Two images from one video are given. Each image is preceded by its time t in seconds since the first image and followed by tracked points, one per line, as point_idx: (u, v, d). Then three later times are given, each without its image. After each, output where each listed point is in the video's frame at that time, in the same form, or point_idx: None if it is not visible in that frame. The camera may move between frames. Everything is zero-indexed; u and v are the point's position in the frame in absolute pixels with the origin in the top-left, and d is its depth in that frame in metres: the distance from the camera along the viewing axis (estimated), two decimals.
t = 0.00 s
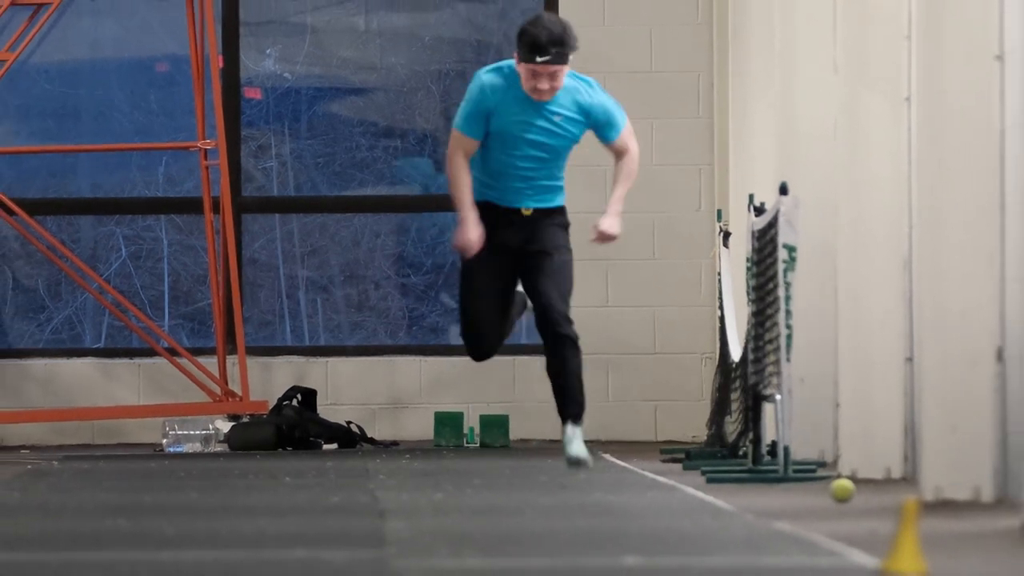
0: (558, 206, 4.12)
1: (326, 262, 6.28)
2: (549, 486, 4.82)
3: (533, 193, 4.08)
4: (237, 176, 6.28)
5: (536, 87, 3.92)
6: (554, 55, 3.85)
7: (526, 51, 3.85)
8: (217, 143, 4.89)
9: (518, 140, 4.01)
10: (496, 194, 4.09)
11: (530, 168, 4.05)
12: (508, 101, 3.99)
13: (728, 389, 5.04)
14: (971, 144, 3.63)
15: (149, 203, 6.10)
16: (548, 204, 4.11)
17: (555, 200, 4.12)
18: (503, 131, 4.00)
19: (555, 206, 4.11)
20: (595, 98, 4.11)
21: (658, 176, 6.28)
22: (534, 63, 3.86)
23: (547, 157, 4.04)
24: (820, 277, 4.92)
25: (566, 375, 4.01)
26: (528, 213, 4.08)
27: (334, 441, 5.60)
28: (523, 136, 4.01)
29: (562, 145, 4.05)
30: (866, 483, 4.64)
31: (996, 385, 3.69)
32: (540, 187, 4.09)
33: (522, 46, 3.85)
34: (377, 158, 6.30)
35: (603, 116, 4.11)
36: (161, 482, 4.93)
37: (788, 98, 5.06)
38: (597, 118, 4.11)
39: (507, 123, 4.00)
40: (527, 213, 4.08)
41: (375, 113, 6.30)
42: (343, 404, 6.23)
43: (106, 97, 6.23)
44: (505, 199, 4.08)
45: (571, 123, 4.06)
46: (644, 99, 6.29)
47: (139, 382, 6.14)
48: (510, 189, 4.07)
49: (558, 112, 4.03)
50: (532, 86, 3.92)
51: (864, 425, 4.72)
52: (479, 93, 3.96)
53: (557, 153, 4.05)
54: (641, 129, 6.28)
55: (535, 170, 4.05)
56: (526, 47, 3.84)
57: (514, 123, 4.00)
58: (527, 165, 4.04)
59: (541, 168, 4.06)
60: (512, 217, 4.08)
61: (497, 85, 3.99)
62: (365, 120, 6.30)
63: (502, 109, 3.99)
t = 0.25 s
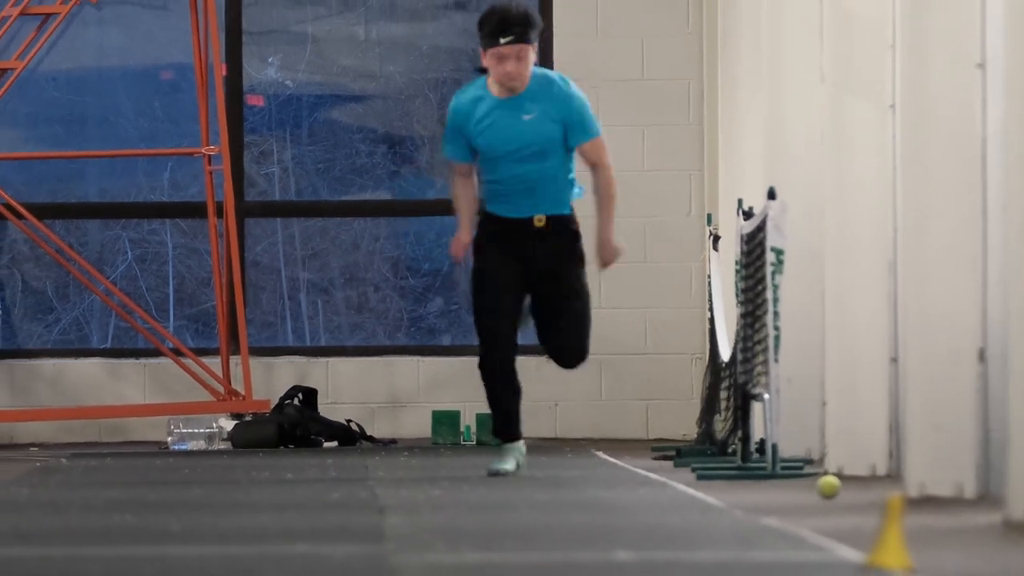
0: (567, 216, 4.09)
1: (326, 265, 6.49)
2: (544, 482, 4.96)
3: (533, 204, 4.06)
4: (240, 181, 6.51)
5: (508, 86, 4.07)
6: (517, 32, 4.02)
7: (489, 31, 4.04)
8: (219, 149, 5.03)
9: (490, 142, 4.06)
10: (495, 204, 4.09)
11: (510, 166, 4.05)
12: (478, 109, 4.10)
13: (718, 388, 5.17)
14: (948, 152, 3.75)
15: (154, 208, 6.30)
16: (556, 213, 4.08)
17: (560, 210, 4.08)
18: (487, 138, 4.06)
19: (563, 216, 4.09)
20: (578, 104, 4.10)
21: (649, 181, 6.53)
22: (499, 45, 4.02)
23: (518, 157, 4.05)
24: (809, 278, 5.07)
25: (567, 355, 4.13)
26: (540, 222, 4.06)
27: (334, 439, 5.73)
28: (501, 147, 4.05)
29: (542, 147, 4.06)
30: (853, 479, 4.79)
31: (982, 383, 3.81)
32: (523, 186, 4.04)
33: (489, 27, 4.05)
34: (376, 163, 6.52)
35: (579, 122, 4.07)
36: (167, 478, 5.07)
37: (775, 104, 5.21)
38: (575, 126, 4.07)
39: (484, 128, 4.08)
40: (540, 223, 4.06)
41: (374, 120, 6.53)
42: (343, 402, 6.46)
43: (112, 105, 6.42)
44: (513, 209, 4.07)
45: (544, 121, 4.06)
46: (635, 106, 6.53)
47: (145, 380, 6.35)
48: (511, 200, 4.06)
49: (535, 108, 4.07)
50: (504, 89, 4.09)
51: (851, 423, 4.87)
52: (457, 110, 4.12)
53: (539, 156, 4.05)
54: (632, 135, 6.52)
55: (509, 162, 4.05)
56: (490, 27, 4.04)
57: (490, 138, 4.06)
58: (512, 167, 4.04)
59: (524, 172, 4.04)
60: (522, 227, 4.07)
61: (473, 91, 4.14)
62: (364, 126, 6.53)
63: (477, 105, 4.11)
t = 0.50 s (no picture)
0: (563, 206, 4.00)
1: (327, 268, 6.66)
2: (538, 479, 5.10)
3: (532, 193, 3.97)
4: (243, 186, 6.68)
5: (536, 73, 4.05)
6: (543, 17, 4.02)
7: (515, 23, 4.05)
8: (224, 156, 5.17)
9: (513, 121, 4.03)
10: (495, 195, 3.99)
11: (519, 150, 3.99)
12: (501, 91, 4.06)
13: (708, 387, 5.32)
14: (932, 155, 3.89)
15: (160, 212, 6.46)
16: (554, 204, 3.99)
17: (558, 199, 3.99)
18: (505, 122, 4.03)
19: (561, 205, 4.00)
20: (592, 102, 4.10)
21: (641, 185, 6.68)
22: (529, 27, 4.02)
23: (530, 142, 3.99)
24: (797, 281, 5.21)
25: (568, 357, 3.99)
26: (544, 215, 3.97)
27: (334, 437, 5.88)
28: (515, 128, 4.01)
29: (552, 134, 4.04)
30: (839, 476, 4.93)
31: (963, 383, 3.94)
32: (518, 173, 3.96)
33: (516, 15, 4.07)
34: (376, 169, 6.69)
35: (592, 123, 4.08)
36: (172, 475, 5.21)
37: (763, 110, 5.36)
38: (590, 125, 4.08)
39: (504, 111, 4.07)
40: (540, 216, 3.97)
41: (374, 127, 6.69)
42: (343, 401, 6.63)
43: (119, 112, 6.59)
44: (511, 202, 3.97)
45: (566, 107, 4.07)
46: (628, 112, 6.70)
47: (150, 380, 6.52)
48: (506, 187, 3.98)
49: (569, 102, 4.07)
50: (531, 75, 4.06)
51: (837, 422, 5.01)
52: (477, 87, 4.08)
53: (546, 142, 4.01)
54: (625, 141, 6.69)
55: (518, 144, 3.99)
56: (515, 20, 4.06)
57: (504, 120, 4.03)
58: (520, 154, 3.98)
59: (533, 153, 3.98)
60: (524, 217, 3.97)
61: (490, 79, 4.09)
62: (364, 133, 6.69)
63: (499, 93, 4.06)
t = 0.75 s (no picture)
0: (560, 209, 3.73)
1: (327, 270, 6.87)
2: (532, 476, 5.26)
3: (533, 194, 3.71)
4: (245, 191, 6.88)
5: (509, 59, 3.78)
6: None
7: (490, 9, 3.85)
8: (227, 162, 5.32)
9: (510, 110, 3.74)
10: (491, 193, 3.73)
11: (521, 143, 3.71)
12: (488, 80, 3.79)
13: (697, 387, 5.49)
14: (920, 156, 4.05)
15: (166, 217, 6.66)
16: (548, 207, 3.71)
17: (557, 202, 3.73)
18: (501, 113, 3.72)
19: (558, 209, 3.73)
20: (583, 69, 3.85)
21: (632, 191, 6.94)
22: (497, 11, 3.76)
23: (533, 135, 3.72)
24: (784, 284, 5.37)
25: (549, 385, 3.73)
26: (532, 214, 3.69)
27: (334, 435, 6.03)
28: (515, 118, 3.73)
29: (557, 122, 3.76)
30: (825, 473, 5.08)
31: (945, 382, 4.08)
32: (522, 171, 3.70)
33: None
34: (375, 175, 6.90)
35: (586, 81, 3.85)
36: (177, 472, 5.36)
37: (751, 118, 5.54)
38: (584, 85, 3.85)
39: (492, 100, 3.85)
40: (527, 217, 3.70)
41: (373, 134, 6.91)
42: (343, 400, 6.84)
43: (124, 119, 6.76)
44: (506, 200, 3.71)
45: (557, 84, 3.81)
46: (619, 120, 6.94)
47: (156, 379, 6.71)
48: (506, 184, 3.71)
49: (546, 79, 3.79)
50: (506, 60, 3.79)
51: (823, 421, 5.17)
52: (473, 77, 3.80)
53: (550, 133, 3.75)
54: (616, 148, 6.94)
55: (521, 139, 3.71)
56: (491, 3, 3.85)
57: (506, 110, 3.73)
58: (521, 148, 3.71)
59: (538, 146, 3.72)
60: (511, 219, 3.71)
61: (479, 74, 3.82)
62: (364, 140, 6.91)
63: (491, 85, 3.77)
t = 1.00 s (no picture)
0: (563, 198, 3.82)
1: (328, 273, 7.19)
2: (526, 472, 5.43)
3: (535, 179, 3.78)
4: (249, 197, 7.21)
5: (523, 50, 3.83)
6: None
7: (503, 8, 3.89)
8: (230, 168, 5.48)
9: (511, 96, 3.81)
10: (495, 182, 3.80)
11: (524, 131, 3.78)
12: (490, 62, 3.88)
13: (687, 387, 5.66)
14: (906, 158, 4.13)
15: (172, 221, 6.96)
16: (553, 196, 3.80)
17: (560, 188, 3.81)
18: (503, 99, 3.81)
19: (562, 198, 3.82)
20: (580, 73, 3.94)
21: (625, 197, 7.21)
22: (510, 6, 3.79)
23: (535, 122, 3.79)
24: (772, 286, 5.54)
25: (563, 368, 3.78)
26: (542, 210, 3.78)
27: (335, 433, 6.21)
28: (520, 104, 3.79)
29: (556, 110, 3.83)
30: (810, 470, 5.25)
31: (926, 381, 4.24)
32: (523, 158, 3.77)
33: None
34: (373, 180, 7.22)
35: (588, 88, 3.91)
36: (182, 468, 5.53)
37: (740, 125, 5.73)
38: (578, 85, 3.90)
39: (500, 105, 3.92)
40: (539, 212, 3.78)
41: (372, 141, 7.24)
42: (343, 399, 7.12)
43: (132, 128, 7.10)
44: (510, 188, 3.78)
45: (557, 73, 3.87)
46: (612, 127, 7.21)
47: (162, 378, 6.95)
48: (510, 171, 3.78)
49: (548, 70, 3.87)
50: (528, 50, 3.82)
51: (809, 419, 5.34)
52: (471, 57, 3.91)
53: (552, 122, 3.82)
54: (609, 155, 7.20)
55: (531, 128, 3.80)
56: None
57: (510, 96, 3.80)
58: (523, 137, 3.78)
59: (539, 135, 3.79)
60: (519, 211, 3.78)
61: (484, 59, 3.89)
62: (363, 147, 7.24)
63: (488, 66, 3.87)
